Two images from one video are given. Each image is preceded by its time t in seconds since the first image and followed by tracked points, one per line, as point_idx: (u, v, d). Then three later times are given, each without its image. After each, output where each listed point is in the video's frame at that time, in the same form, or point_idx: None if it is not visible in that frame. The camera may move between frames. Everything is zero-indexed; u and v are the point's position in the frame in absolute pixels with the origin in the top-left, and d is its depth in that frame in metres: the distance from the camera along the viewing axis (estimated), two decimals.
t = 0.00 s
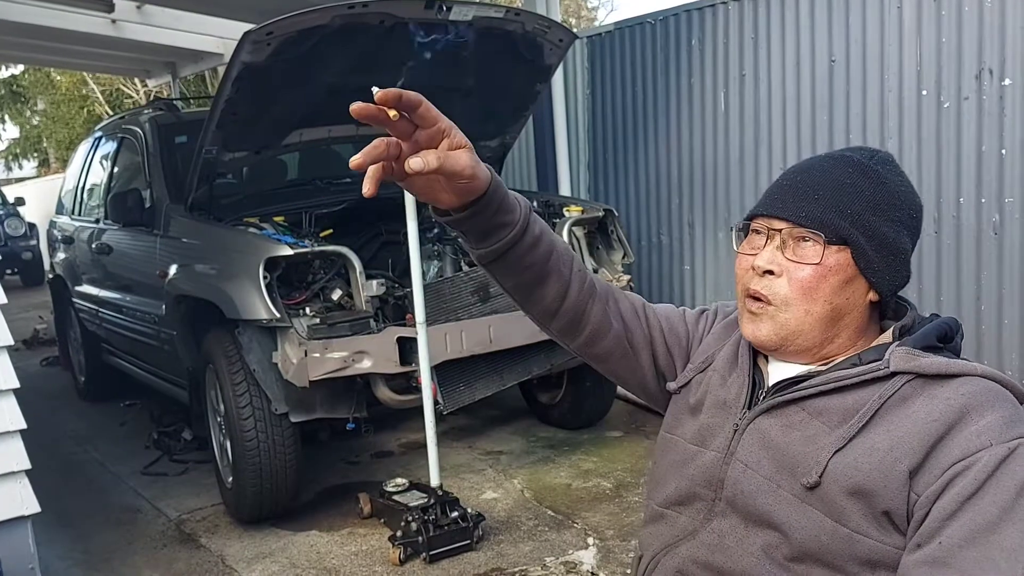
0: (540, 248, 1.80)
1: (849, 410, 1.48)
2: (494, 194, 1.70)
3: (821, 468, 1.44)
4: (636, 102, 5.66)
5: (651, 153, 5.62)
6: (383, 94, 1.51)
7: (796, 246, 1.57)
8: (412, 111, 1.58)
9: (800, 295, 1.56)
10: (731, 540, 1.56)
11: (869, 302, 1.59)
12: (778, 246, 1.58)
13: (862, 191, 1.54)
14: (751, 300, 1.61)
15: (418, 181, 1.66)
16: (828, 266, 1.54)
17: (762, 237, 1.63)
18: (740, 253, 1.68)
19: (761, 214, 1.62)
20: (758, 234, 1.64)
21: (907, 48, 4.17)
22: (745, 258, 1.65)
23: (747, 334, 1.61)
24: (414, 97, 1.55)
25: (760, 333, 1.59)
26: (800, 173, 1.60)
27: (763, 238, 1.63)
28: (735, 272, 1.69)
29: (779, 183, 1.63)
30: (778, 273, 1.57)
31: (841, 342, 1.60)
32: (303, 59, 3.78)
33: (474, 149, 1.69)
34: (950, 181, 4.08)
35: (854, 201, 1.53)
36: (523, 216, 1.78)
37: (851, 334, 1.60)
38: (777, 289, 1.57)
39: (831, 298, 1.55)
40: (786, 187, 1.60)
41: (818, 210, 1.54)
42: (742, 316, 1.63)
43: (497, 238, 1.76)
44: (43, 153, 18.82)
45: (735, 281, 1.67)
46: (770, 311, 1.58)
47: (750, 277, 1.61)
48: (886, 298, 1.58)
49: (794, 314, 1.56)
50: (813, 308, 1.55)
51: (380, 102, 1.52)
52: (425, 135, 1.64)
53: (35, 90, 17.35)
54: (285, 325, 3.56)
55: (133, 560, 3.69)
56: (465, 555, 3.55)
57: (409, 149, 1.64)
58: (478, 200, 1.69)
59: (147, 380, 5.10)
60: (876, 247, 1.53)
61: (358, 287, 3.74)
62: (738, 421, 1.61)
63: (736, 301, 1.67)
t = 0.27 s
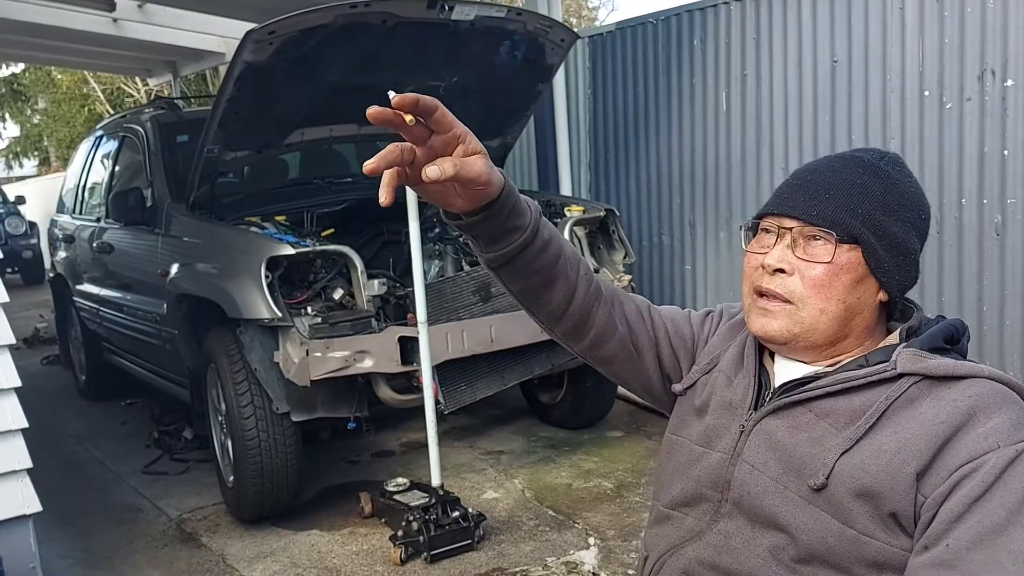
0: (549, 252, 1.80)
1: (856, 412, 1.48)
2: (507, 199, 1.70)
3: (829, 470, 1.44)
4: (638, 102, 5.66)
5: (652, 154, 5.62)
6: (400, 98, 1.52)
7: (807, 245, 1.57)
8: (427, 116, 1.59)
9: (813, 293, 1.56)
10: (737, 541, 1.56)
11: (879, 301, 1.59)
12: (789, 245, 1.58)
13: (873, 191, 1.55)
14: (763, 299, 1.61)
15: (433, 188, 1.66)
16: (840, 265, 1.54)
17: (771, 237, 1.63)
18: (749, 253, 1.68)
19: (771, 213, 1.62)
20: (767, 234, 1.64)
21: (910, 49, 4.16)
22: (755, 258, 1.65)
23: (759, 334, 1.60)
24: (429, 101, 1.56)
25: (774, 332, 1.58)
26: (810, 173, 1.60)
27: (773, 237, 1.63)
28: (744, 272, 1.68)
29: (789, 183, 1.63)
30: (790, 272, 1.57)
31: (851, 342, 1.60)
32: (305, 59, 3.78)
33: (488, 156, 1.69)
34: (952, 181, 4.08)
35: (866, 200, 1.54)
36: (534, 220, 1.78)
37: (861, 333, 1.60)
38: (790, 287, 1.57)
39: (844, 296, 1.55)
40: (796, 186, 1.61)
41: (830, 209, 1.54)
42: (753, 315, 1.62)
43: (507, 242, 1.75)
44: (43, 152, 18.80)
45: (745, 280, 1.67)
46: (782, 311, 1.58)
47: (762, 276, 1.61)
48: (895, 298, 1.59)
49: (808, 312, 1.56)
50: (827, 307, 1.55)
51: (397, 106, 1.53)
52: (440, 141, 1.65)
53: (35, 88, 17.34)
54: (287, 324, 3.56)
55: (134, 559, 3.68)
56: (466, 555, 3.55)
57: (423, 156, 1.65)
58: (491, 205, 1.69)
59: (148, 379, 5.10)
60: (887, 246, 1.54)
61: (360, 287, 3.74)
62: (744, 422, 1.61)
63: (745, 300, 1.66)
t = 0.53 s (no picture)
0: (548, 250, 1.80)
1: (858, 410, 1.48)
2: (506, 197, 1.71)
3: (831, 469, 1.44)
4: (639, 99, 5.65)
5: (653, 151, 5.62)
6: (403, 92, 1.53)
7: (808, 245, 1.56)
8: (428, 111, 1.60)
9: (814, 293, 1.55)
10: (741, 541, 1.55)
11: (880, 298, 1.59)
12: (789, 244, 1.58)
13: (872, 188, 1.54)
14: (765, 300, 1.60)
15: (432, 183, 1.66)
16: (840, 264, 1.53)
17: (770, 236, 1.62)
18: (748, 253, 1.67)
19: (770, 211, 1.62)
20: (766, 233, 1.63)
21: (913, 46, 4.15)
22: (755, 257, 1.64)
23: (761, 335, 1.60)
24: (431, 96, 1.57)
25: (775, 333, 1.58)
26: (809, 170, 1.59)
27: (772, 236, 1.62)
28: (745, 271, 1.68)
29: (787, 181, 1.62)
30: (790, 272, 1.56)
31: (854, 340, 1.60)
32: (307, 56, 3.77)
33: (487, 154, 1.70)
34: (955, 179, 4.08)
35: (864, 197, 1.53)
36: (533, 218, 1.78)
37: (864, 332, 1.60)
38: (790, 287, 1.56)
39: (845, 295, 1.55)
40: (795, 184, 1.60)
41: (829, 208, 1.54)
42: (755, 316, 1.62)
43: (506, 241, 1.75)
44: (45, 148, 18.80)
45: (745, 280, 1.66)
46: (784, 311, 1.58)
47: (762, 276, 1.60)
48: (897, 295, 1.59)
49: (809, 313, 1.55)
50: (828, 307, 1.55)
51: (399, 100, 1.54)
52: (440, 137, 1.66)
53: (37, 85, 17.32)
54: (288, 322, 3.56)
55: (135, 556, 3.68)
56: (467, 553, 3.55)
57: (422, 151, 1.66)
58: (490, 202, 1.70)
59: (149, 376, 5.10)
60: (887, 243, 1.54)
61: (361, 284, 3.74)
62: (746, 421, 1.61)
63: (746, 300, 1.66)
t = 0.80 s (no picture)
0: (545, 253, 1.79)
1: (862, 411, 1.47)
2: (501, 200, 1.70)
3: (835, 471, 1.43)
4: (640, 96, 5.64)
5: (653, 148, 5.61)
6: (394, 98, 1.52)
7: (811, 244, 1.55)
8: (420, 116, 1.60)
9: (819, 293, 1.54)
10: (744, 542, 1.55)
11: (885, 298, 1.58)
12: (792, 244, 1.57)
13: (875, 186, 1.54)
14: (768, 300, 1.59)
15: (426, 189, 1.67)
16: (845, 263, 1.53)
17: (774, 236, 1.61)
18: (751, 254, 1.66)
19: (772, 212, 1.61)
20: (769, 233, 1.63)
21: (914, 43, 4.14)
22: (758, 258, 1.63)
23: (766, 335, 1.59)
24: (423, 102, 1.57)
25: (781, 333, 1.57)
26: (812, 169, 1.59)
27: (775, 237, 1.62)
28: (748, 272, 1.67)
29: (789, 180, 1.62)
30: (794, 271, 1.55)
31: (858, 340, 1.59)
32: (307, 53, 3.76)
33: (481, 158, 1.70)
34: (957, 176, 4.07)
35: (868, 196, 1.53)
36: (529, 221, 1.77)
37: (869, 332, 1.59)
38: (795, 286, 1.55)
39: (850, 294, 1.54)
40: (798, 183, 1.59)
41: (832, 207, 1.53)
42: (759, 316, 1.60)
43: (502, 244, 1.74)
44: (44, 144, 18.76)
45: (748, 280, 1.65)
46: (788, 311, 1.56)
47: (766, 277, 1.59)
48: (901, 294, 1.58)
49: (815, 312, 1.54)
50: (832, 306, 1.54)
51: (390, 106, 1.54)
52: (433, 142, 1.66)
53: (36, 81, 17.28)
54: (288, 319, 3.55)
55: (136, 553, 3.68)
56: (467, 550, 3.55)
57: (416, 157, 1.66)
58: (484, 206, 1.70)
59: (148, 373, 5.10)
60: (891, 242, 1.53)
61: (361, 282, 3.73)
62: (749, 422, 1.60)
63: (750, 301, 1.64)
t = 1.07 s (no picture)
0: (544, 252, 1.78)
1: (863, 407, 1.47)
2: (500, 199, 1.70)
3: (836, 468, 1.43)
4: (641, 92, 5.63)
5: (654, 144, 5.60)
6: (393, 96, 1.53)
7: (814, 238, 1.55)
8: (419, 115, 1.61)
9: (823, 286, 1.54)
10: (745, 538, 1.55)
11: (888, 292, 1.58)
12: (796, 238, 1.56)
13: (878, 180, 1.53)
14: (772, 294, 1.58)
15: (425, 188, 1.67)
16: (849, 256, 1.52)
17: (777, 230, 1.61)
18: (753, 248, 1.65)
19: (775, 206, 1.60)
20: (772, 228, 1.62)
21: (916, 39, 4.13)
22: (760, 253, 1.63)
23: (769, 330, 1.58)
24: (422, 100, 1.58)
25: (784, 327, 1.56)
26: (815, 163, 1.58)
27: (778, 231, 1.61)
28: (749, 267, 1.66)
29: (792, 174, 1.61)
30: (798, 265, 1.55)
31: (861, 334, 1.59)
32: (307, 49, 3.75)
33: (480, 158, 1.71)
34: (958, 172, 4.06)
35: (871, 190, 1.52)
36: (528, 220, 1.77)
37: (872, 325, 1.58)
38: (798, 280, 1.55)
39: (855, 287, 1.54)
40: (802, 177, 1.58)
41: (836, 200, 1.52)
42: (761, 310, 1.60)
43: (501, 243, 1.74)
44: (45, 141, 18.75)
45: (750, 274, 1.64)
46: (791, 304, 1.56)
47: (769, 271, 1.59)
48: (904, 288, 1.58)
49: (819, 305, 1.54)
50: (836, 300, 1.53)
51: (389, 104, 1.55)
52: (432, 140, 1.67)
53: (37, 78, 17.25)
54: (289, 316, 3.55)
55: (137, 550, 3.68)
56: (468, 546, 3.55)
57: (415, 156, 1.67)
58: (483, 205, 1.70)
59: (149, 369, 5.10)
60: (895, 236, 1.53)
61: (362, 278, 3.72)
62: (750, 418, 1.60)
63: (752, 295, 1.64)
